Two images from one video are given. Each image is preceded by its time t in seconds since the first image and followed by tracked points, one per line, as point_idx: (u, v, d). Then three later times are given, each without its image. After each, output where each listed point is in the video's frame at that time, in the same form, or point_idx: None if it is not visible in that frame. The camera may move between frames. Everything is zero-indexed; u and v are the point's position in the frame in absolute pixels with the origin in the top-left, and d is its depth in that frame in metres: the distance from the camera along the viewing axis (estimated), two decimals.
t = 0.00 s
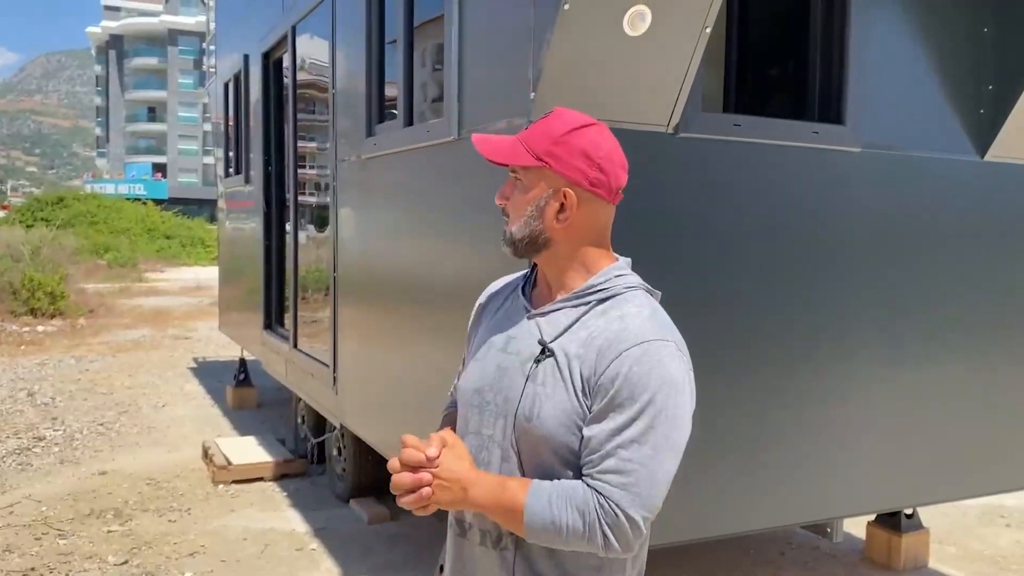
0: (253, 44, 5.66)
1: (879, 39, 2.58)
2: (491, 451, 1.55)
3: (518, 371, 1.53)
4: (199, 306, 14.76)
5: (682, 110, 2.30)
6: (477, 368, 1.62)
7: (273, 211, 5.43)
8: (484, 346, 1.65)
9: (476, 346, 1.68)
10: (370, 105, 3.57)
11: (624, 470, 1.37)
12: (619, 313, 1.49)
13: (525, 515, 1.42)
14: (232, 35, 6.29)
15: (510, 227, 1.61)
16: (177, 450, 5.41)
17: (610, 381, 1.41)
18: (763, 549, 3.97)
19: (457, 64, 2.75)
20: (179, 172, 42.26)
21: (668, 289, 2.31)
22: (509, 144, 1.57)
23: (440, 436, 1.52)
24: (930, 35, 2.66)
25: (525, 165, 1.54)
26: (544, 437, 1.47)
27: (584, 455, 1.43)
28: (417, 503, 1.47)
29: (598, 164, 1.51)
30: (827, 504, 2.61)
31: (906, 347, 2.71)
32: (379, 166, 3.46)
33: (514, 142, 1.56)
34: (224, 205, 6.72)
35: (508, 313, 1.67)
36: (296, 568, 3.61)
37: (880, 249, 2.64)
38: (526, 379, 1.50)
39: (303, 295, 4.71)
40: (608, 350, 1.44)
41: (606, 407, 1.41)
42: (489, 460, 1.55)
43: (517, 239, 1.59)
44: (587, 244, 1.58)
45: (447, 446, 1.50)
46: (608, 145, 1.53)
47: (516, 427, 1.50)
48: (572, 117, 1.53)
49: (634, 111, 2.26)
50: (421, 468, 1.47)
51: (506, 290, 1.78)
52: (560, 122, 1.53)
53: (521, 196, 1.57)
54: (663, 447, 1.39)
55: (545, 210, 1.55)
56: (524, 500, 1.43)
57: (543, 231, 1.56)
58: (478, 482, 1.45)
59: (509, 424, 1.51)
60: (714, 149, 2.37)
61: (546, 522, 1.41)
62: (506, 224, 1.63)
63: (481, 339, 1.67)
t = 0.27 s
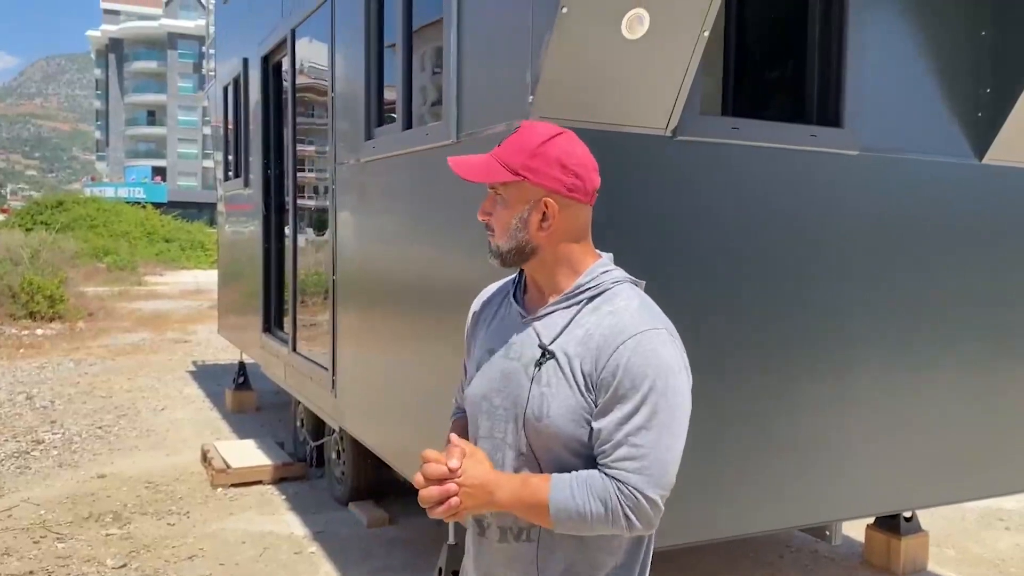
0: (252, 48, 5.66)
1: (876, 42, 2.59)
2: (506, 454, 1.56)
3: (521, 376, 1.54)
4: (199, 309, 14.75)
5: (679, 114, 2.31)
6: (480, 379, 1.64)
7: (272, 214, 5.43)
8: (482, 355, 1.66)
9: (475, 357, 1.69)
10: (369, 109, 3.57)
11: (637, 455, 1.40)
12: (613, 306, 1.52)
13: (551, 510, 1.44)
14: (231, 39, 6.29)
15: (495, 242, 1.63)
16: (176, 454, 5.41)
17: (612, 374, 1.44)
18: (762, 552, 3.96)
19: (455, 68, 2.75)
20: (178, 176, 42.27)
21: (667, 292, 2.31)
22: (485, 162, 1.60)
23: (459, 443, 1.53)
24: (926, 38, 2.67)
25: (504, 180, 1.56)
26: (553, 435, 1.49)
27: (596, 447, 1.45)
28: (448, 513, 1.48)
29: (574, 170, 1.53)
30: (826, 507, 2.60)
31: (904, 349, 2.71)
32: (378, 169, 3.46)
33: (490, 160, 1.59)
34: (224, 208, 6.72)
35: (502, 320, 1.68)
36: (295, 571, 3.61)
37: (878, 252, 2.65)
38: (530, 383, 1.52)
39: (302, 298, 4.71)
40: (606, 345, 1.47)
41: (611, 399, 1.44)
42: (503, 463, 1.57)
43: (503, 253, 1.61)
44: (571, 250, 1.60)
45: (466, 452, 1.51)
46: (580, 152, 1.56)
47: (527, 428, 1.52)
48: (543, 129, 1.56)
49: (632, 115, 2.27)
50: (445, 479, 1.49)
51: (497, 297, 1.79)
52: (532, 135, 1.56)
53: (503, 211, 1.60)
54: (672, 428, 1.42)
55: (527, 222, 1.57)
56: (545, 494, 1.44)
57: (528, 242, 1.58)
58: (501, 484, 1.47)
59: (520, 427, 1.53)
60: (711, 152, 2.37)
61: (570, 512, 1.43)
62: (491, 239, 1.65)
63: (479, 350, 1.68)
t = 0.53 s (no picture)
0: (251, 51, 5.67)
1: (875, 43, 2.59)
2: (513, 454, 1.57)
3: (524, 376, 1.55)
4: (199, 312, 14.75)
5: (678, 115, 2.31)
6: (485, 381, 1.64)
7: (271, 216, 5.43)
8: (485, 358, 1.67)
9: (479, 360, 1.69)
10: (368, 112, 3.57)
11: (640, 447, 1.40)
12: (610, 301, 1.52)
13: (559, 506, 1.44)
14: (231, 42, 6.30)
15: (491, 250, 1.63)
16: (176, 456, 5.40)
17: (611, 368, 1.45)
18: (762, 555, 3.95)
19: (454, 70, 2.75)
20: (179, 179, 42.29)
21: (665, 294, 2.31)
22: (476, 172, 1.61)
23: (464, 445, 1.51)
24: (925, 40, 2.67)
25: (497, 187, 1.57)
26: (558, 432, 1.49)
27: (599, 441, 1.46)
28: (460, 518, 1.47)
29: (565, 171, 1.55)
30: (825, 510, 2.60)
31: (903, 351, 2.71)
32: (377, 171, 3.46)
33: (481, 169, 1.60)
34: (223, 211, 6.72)
35: (505, 321, 1.67)
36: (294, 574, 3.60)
37: (878, 253, 2.64)
38: (532, 383, 1.53)
39: (301, 301, 4.71)
40: (605, 340, 1.47)
41: (612, 394, 1.44)
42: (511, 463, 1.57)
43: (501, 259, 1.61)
44: (568, 251, 1.60)
45: (471, 454, 1.50)
46: (569, 153, 1.57)
47: (531, 427, 1.53)
48: (529, 134, 1.58)
49: (631, 116, 2.26)
50: (453, 485, 1.47)
51: (499, 299, 1.78)
52: (521, 141, 1.57)
53: (497, 218, 1.60)
54: (674, 418, 1.42)
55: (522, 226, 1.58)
56: (553, 491, 1.44)
57: (525, 246, 1.58)
58: (510, 484, 1.46)
59: (525, 426, 1.54)
60: (710, 154, 2.37)
61: (578, 507, 1.43)
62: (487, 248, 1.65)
63: (483, 353, 1.68)
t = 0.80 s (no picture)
0: (251, 54, 5.67)
1: (874, 44, 2.59)
2: (519, 451, 1.56)
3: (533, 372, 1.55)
4: (199, 314, 14.75)
5: (677, 115, 2.31)
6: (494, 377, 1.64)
7: (271, 218, 5.43)
8: (494, 354, 1.67)
9: (487, 356, 1.69)
10: (367, 113, 3.57)
11: (650, 445, 1.40)
12: (621, 300, 1.52)
13: (567, 503, 1.43)
14: (231, 43, 6.30)
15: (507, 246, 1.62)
16: (176, 458, 5.39)
17: (623, 367, 1.44)
18: (762, 556, 3.94)
19: (453, 72, 2.75)
20: (179, 181, 42.31)
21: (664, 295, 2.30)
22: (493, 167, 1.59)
23: (471, 444, 1.52)
24: (924, 40, 2.67)
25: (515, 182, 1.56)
26: (567, 430, 1.49)
27: (609, 440, 1.45)
28: (468, 515, 1.48)
29: (581, 167, 1.54)
30: (825, 511, 2.59)
31: (903, 351, 2.70)
32: (376, 172, 3.46)
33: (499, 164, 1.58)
34: (223, 214, 6.73)
35: (514, 317, 1.68)
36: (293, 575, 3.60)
37: (877, 253, 2.64)
38: (542, 380, 1.53)
39: (301, 302, 4.71)
40: (617, 338, 1.47)
41: (622, 391, 1.44)
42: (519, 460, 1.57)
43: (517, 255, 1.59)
44: (582, 247, 1.60)
45: (477, 451, 1.51)
46: (583, 149, 1.57)
47: (541, 424, 1.52)
48: (546, 129, 1.57)
49: (630, 116, 2.26)
50: (459, 482, 1.48)
51: (506, 296, 1.78)
52: (537, 136, 1.56)
53: (514, 213, 1.59)
54: (685, 418, 1.42)
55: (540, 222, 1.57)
56: (561, 489, 1.44)
57: (542, 242, 1.57)
58: (517, 480, 1.46)
59: (534, 423, 1.54)
60: (709, 154, 2.37)
61: (586, 506, 1.42)
62: (502, 244, 1.64)
63: (492, 348, 1.68)
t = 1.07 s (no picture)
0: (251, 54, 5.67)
1: (873, 41, 2.58)
2: (541, 445, 1.55)
3: (558, 364, 1.55)
4: (199, 315, 14.76)
5: (675, 111, 2.31)
6: (514, 370, 1.63)
7: (270, 218, 5.43)
8: (510, 348, 1.66)
9: (502, 350, 1.68)
10: (365, 111, 3.57)
11: (682, 435, 1.40)
12: (647, 291, 1.53)
13: (595, 494, 1.42)
14: (231, 43, 6.30)
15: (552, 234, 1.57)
16: (175, 458, 5.39)
17: (653, 356, 1.45)
18: (762, 556, 3.94)
19: (451, 70, 2.74)
20: (180, 183, 42.34)
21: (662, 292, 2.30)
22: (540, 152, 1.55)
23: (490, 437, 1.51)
24: (923, 37, 2.66)
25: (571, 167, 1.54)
26: (593, 420, 1.49)
27: (638, 431, 1.45)
28: (486, 508, 1.47)
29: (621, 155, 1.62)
30: (824, 509, 2.59)
31: (902, 349, 2.70)
32: (374, 170, 3.45)
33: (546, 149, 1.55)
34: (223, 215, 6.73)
35: (529, 309, 1.67)
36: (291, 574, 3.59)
37: (875, 251, 2.64)
38: (568, 371, 1.53)
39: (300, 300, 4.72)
40: (645, 328, 1.48)
41: (653, 381, 1.44)
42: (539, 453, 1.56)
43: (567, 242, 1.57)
44: (615, 237, 1.62)
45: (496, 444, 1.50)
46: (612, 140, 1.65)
47: (567, 416, 1.52)
48: (586, 119, 1.59)
49: (627, 112, 2.27)
50: (479, 474, 1.48)
51: (515, 290, 1.78)
52: (582, 123, 1.58)
53: (564, 200, 1.56)
54: (714, 409, 1.43)
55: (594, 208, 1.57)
56: (589, 481, 1.43)
57: (594, 228, 1.57)
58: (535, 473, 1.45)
59: (559, 415, 1.53)
60: (706, 151, 2.36)
61: (617, 498, 1.42)
62: (539, 231, 1.59)
63: (507, 342, 1.68)
